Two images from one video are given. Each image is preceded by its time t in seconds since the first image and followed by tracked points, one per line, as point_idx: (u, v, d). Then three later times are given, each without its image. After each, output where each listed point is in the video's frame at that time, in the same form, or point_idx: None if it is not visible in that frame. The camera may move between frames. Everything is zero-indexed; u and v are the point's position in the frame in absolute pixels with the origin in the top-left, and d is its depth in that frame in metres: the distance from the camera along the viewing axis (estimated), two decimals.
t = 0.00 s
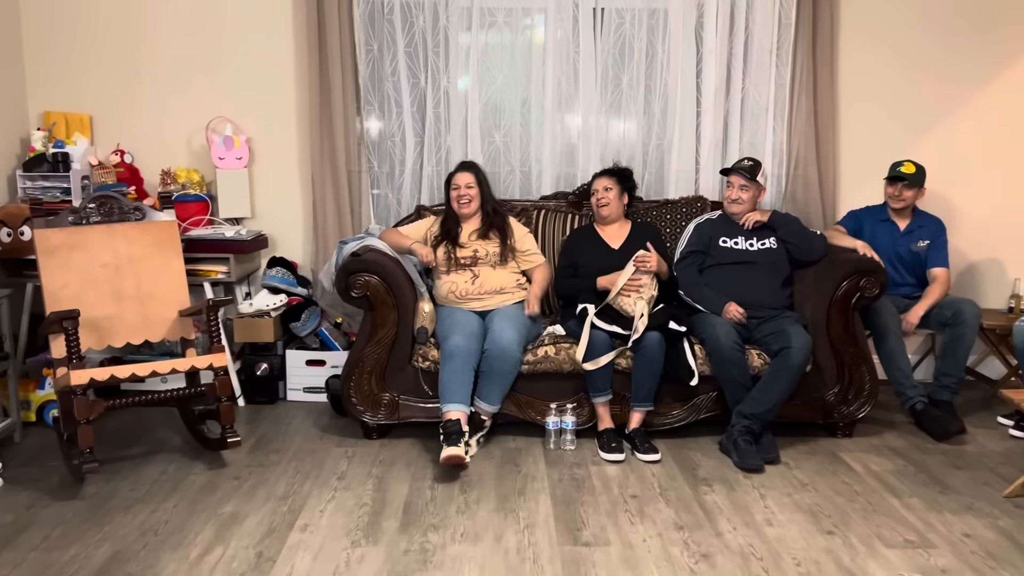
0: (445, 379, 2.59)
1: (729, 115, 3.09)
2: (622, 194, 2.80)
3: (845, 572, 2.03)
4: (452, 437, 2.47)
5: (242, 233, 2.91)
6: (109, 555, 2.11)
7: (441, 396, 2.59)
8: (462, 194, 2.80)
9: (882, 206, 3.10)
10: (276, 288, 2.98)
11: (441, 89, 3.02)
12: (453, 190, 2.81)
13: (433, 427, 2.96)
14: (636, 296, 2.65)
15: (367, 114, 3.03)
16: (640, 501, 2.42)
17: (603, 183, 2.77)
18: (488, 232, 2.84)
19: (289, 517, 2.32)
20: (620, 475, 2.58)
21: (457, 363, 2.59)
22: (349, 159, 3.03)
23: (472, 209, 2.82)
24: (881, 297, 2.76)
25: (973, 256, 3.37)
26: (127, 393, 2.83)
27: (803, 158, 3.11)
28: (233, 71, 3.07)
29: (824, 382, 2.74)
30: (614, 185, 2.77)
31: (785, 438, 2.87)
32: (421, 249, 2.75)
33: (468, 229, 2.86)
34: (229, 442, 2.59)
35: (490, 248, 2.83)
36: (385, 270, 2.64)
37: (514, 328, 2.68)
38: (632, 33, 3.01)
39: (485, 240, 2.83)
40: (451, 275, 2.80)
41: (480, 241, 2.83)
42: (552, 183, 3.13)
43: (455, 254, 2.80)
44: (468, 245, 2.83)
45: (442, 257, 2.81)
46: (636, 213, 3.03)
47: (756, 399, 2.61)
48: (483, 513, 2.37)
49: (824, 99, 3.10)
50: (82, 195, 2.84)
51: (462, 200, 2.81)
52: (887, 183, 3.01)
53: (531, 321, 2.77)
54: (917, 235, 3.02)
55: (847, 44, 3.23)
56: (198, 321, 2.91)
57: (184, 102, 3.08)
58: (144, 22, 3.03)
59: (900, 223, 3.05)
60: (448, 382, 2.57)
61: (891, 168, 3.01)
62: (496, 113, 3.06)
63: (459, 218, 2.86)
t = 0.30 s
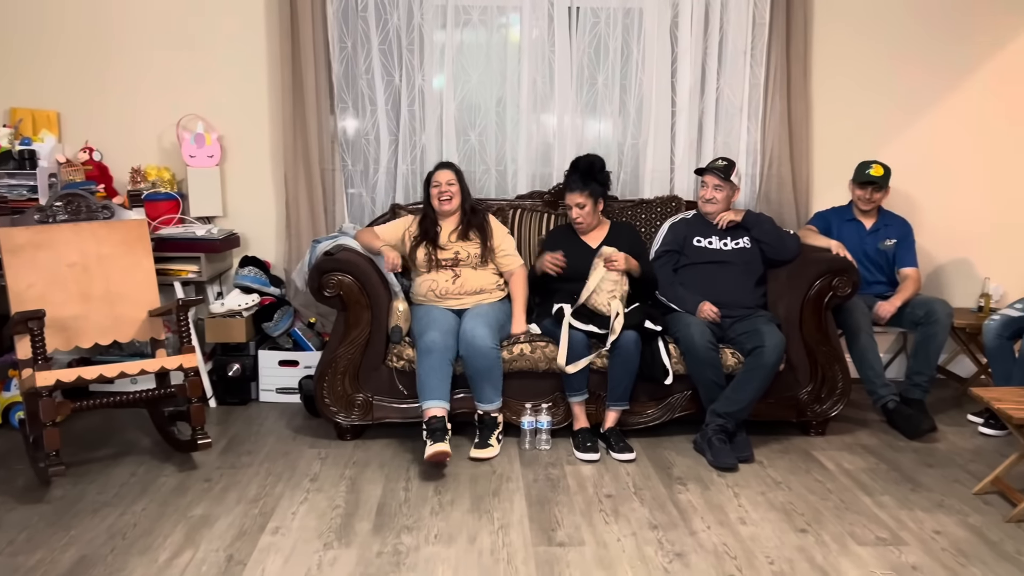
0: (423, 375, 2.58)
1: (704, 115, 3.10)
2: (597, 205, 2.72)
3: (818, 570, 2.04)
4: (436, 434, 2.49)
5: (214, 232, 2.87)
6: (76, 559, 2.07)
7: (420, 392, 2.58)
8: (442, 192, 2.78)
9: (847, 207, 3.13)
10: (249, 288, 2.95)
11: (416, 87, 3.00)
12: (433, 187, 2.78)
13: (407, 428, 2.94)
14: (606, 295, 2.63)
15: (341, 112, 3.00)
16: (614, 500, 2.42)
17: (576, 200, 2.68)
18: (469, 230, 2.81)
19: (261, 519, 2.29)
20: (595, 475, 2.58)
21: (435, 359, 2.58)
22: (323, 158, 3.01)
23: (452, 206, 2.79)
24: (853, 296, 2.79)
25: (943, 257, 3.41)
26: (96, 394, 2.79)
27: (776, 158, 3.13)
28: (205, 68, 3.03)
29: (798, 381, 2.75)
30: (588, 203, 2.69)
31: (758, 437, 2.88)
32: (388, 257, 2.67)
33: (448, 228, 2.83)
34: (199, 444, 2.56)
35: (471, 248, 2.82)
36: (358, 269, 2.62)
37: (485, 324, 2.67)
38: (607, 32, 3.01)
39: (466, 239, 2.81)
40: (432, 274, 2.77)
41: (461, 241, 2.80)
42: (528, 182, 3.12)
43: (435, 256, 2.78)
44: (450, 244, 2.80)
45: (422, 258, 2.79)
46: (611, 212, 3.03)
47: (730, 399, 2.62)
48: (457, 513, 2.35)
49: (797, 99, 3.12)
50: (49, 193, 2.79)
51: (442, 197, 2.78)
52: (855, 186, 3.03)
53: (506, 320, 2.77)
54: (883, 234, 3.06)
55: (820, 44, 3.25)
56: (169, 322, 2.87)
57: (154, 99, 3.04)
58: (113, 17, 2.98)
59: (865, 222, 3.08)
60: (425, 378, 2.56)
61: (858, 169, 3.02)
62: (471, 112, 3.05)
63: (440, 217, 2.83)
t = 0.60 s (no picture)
0: (408, 371, 2.62)
1: (687, 115, 3.11)
2: (586, 208, 2.72)
3: (798, 570, 2.05)
4: (433, 429, 2.63)
5: (195, 232, 2.85)
6: (52, 563, 2.05)
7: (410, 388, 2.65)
8: (432, 204, 2.69)
9: (830, 209, 3.14)
10: (230, 288, 2.93)
11: (399, 86, 2.99)
12: (423, 198, 2.69)
13: (390, 429, 2.93)
14: (574, 265, 2.64)
15: (324, 111, 2.99)
16: (597, 501, 2.42)
17: (566, 201, 2.69)
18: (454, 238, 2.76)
19: (241, 522, 2.27)
20: (578, 475, 2.57)
21: (417, 353, 2.60)
22: (305, 157, 2.99)
23: (442, 216, 2.72)
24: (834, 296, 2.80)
25: (925, 257, 3.43)
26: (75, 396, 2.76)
27: (759, 158, 3.14)
28: (186, 66, 3.01)
29: (780, 380, 2.76)
30: (578, 204, 2.69)
31: (741, 436, 2.89)
32: (367, 267, 2.63)
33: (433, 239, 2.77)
34: (179, 446, 2.54)
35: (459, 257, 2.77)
36: (340, 269, 2.61)
37: (473, 324, 2.67)
38: (591, 32, 3.01)
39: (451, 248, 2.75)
40: (421, 285, 2.76)
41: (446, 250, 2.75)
42: (512, 182, 3.12)
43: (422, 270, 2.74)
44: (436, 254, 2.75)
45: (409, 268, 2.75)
46: (594, 213, 3.02)
47: (712, 398, 2.63)
48: (439, 515, 2.35)
49: (780, 100, 3.13)
50: (27, 192, 2.76)
51: (432, 210, 2.70)
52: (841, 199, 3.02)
53: (490, 320, 2.77)
54: (865, 238, 3.07)
55: (803, 45, 3.26)
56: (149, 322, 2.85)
57: (134, 98, 3.01)
58: (93, 15, 2.95)
59: (847, 228, 3.08)
60: (411, 376, 2.61)
61: (848, 182, 2.99)
62: (454, 112, 3.04)
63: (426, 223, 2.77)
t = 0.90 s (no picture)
0: (400, 374, 2.61)
1: (681, 115, 3.10)
2: (587, 203, 2.74)
3: (792, 571, 2.04)
4: (429, 433, 2.65)
5: (186, 232, 2.83)
6: (41, 565, 2.03)
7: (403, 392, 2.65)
8: (409, 208, 2.56)
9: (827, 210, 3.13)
10: (222, 289, 2.92)
11: (392, 86, 2.98)
12: (398, 203, 2.55)
13: (383, 430, 2.92)
14: (559, 249, 2.58)
15: (317, 111, 2.97)
16: (590, 502, 2.41)
17: (569, 193, 2.70)
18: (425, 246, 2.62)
19: (232, 523, 2.26)
20: (572, 476, 2.57)
21: (411, 355, 2.60)
22: (298, 157, 2.98)
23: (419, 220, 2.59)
24: (828, 297, 2.80)
25: (919, 257, 3.43)
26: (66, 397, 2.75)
27: (753, 158, 3.14)
28: (178, 65, 2.99)
29: (774, 381, 2.76)
30: (580, 197, 2.70)
31: (735, 437, 2.89)
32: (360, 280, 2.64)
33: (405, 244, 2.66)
34: (170, 447, 2.53)
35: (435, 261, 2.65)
36: (332, 269, 2.60)
37: (470, 324, 2.66)
38: (585, 32, 3.00)
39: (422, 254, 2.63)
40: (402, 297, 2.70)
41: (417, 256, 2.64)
42: (506, 182, 3.11)
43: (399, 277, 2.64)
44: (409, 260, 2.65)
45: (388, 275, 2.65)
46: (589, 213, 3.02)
47: (706, 399, 2.62)
48: (432, 516, 2.34)
49: (774, 101, 3.13)
50: (17, 192, 2.74)
51: (409, 214, 2.57)
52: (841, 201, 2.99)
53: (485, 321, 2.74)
54: (862, 240, 3.07)
55: (798, 45, 3.26)
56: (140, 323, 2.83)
57: (126, 98, 2.99)
58: (83, 13, 2.93)
59: (844, 230, 3.07)
60: (405, 380, 2.61)
61: (851, 187, 2.96)
62: (448, 112, 3.03)
63: (400, 227, 2.64)
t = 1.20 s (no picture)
0: (399, 374, 2.62)
1: (680, 117, 3.10)
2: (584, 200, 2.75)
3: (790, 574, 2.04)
4: (420, 436, 2.62)
5: (185, 234, 2.83)
6: (38, 568, 2.03)
7: (398, 391, 2.64)
8: (400, 199, 2.57)
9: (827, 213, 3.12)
10: (220, 290, 2.92)
11: (391, 87, 2.97)
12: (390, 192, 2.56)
13: (381, 432, 2.91)
14: (563, 259, 2.59)
15: (316, 112, 2.97)
16: (589, 504, 2.41)
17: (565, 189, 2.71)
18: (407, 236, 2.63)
19: (230, 526, 2.26)
20: (570, 478, 2.56)
21: (408, 356, 2.60)
22: (296, 158, 2.97)
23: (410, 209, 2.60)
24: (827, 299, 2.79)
25: (918, 260, 3.42)
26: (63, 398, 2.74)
27: (752, 160, 3.13)
28: (176, 66, 2.98)
29: (773, 383, 2.75)
30: (580, 194, 2.71)
31: (734, 440, 2.88)
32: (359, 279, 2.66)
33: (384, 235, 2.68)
34: (168, 449, 2.52)
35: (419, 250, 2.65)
36: (330, 271, 2.59)
37: (464, 324, 2.67)
38: (584, 34, 2.99)
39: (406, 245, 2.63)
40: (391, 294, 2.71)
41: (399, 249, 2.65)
42: (505, 184, 3.10)
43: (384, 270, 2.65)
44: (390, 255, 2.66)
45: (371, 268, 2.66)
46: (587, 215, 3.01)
47: (704, 402, 2.62)
48: (430, 519, 2.33)
49: (773, 103, 3.12)
50: (15, 193, 2.74)
51: (401, 205, 2.58)
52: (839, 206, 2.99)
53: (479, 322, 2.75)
54: (862, 245, 3.07)
55: (797, 46, 3.25)
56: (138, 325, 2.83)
57: (124, 98, 2.99)
58: (81, 14, 2.93)
59: (844, 234, 3.07)
60: (403, 380, 2.61)
61: (849, 190, 2.97)
62: (446, 113, 3.03)
63: (389, 217, 2.66)
